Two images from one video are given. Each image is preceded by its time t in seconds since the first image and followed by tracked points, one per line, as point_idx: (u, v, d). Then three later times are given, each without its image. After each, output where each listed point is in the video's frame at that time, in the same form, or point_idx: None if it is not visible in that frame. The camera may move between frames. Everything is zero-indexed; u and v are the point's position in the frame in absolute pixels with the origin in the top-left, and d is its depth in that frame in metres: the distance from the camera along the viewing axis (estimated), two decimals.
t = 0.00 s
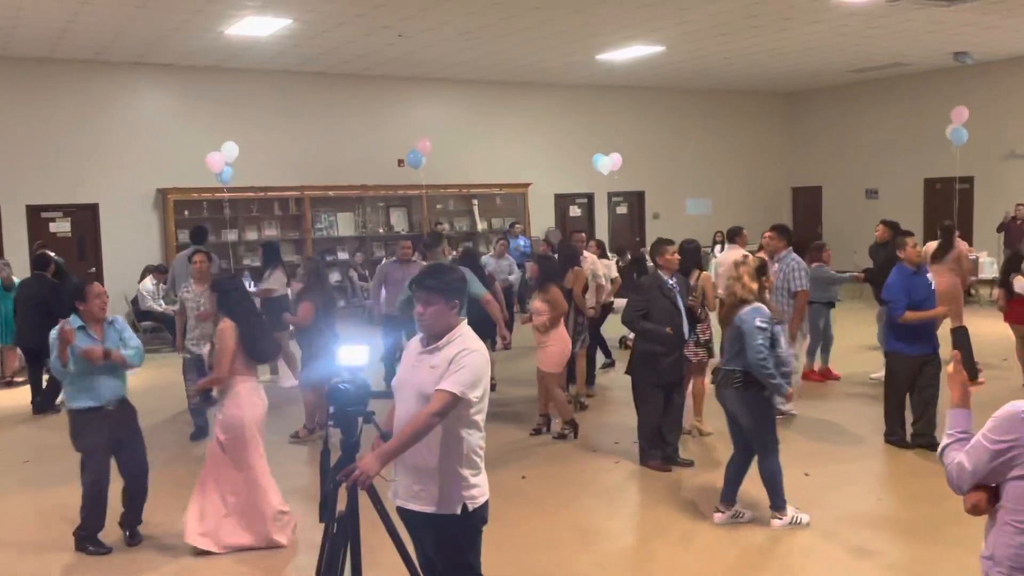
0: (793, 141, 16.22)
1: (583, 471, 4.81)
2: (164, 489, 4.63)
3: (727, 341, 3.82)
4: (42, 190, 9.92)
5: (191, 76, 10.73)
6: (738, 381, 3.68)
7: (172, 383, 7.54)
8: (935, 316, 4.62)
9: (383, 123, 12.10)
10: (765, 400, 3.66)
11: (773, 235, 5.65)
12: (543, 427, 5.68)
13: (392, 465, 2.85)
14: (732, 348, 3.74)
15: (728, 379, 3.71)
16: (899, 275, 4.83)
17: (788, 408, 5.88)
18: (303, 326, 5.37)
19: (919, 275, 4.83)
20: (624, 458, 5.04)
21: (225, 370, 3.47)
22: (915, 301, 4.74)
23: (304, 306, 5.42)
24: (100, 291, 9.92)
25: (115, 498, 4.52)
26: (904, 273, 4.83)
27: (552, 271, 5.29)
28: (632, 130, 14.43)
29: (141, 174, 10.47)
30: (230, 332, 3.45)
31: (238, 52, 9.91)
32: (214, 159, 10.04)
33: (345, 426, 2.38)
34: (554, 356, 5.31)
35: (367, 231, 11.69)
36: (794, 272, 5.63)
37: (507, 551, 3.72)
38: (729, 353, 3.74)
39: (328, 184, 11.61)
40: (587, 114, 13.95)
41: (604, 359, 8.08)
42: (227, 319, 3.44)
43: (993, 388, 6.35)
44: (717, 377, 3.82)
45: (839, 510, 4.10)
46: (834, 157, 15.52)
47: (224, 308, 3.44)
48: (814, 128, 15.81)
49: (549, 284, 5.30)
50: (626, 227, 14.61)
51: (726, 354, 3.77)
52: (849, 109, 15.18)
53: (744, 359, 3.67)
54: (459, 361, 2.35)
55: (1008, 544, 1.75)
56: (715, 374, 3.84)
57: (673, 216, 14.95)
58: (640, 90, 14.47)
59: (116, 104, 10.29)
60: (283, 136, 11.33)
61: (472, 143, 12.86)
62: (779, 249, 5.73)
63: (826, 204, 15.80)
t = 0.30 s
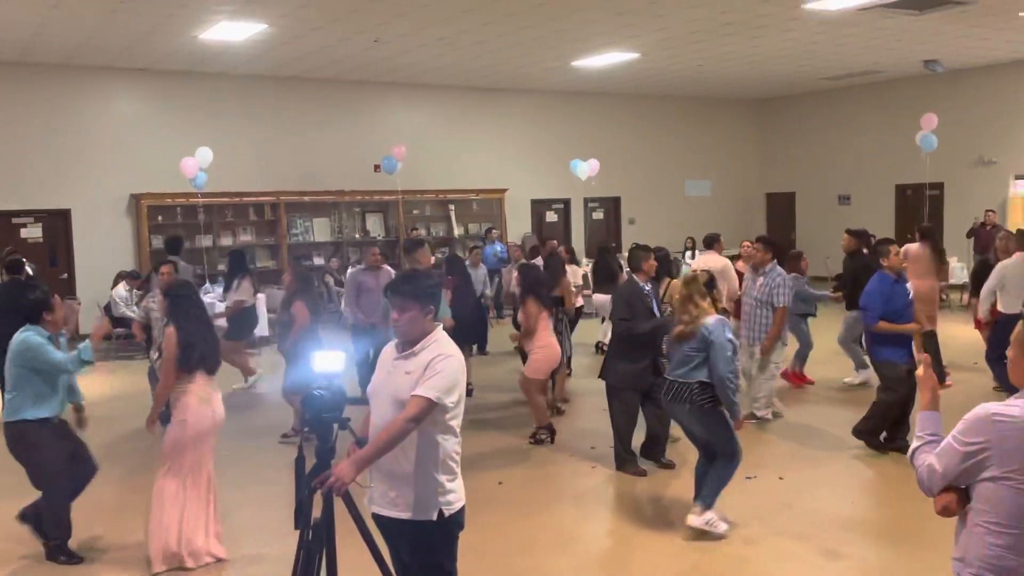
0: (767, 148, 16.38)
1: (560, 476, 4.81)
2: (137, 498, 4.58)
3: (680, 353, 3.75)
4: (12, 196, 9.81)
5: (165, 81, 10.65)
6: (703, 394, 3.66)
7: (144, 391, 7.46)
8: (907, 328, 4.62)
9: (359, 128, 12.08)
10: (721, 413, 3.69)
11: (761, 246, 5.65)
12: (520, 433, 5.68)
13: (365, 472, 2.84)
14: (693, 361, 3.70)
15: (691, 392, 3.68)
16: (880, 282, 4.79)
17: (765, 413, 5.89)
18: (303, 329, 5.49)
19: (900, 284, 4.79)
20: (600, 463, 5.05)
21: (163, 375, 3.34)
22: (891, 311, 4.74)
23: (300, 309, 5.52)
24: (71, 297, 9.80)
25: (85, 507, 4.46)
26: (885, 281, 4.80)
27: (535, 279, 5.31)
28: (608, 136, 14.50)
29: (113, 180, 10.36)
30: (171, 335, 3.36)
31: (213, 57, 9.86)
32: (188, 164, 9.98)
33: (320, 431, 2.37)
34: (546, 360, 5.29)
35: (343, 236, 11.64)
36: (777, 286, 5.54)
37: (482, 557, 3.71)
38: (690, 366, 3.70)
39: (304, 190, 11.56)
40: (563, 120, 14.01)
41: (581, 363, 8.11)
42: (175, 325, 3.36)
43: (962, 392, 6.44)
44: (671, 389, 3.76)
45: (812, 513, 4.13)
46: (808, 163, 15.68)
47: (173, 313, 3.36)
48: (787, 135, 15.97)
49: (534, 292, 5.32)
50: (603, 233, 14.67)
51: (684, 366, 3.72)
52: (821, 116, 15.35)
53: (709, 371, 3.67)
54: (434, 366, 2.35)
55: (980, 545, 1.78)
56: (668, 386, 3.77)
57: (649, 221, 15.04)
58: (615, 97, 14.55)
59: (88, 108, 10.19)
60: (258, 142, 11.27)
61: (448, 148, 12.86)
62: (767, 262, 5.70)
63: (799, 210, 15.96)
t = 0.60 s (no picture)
0: (740, 154, 16.52)
1: (536, 483, 4.81)
2: (109, 509, 4.54)
3: (650, 359, 3.61)
4: None
5: (136, 87, 10.56)
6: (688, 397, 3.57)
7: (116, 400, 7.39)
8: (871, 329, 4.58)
9: (334, 135, 12.04)
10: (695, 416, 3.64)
11: (740, 249, 5.69)
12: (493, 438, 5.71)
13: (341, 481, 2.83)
14: (668, 366, 3.59)
15: (674, 396, 3.57)
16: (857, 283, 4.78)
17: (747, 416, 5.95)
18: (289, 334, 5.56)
19: (875, 288, 4.77)
20: (576, 469, 5.06)
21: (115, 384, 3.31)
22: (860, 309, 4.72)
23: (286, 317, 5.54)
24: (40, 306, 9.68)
25: (54, 519, 4.40)
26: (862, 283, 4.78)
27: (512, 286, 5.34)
28: (582, 143, 14.56)
29: (83, 187, 10.25)
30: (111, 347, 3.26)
31: (184, 63, 9.79)
32: (159, 170, 9.90)
33: (294, 440, 2.36)
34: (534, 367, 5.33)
35: (317, 243, 11.59)
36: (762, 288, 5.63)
37: (458, 565, 3.70)
38: (668, 371, 3.58)
39: (277, 196, 11.49)
40: (538, 127, 14.04)
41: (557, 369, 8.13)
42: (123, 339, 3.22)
43: (931, 396, 6.53)
44: (650, 398, 3.58)
45: (785, 517, 4.16)
46: (780, 170, 15.83)
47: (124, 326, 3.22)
48: (760, 142, 16.12)
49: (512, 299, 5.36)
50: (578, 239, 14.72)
51: (659, 371, 3.59)
52: (793, 123, 15.50)
53: (687, 374, 3.59)
54: (408, 374, 2.35)
55: (952, 547, 1.80)
56: (645, 396, 3.58)
57: (623, 227, 15.13)
58: (590, 104, 14.62)
59: (58, 114, 10.08)
60: (230, 149, 11.19)
61: (423, 155, 12.85)
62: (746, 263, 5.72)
63: (772, 216, 16.10)
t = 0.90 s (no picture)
0: (715, 160, 16.63)
1: (512, 489, 4.80)
2: (78, 518, 4.47)
3: (618, 365, 3.53)
4: None
5: (108, 90, 10.44)
6: (651, 405, 3.55)
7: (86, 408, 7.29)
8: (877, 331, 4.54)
9: (309, 139, 11.98)
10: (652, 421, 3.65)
11: (721, 251, 5.72)
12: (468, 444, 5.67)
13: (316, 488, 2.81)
14: (636, 373, 3.54)
15: (640, 403, 3.53)
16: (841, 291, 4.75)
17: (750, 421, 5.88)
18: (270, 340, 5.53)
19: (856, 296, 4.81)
20: (552, 474, 5.05)
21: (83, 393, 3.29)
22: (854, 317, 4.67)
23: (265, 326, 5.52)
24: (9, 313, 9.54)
25: (21, 529, 4.32)
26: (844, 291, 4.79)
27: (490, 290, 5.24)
28: (558, 148, 14.59)
29: (53, 192, 10.12)
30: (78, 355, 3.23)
31: (156, 67, 9.71)
32: (131, 175, 9.81)
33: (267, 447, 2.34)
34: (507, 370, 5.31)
35: (292, 248, 11.53)
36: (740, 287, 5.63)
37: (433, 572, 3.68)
38: (634, 377, 3.53)
39: (251, 201, 11.41)
40: (514, 132, 14.06)
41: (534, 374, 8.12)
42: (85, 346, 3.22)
43: (903, 399, 6.60)
44: (618, 404, 3.50)
45: (761, 520, 4.18)
46: (755, 175, 15.96)
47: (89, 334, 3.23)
48: (734, 147, 16.24)
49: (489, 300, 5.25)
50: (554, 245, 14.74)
51: (626, 377, 3.53)
52: (767, 129, 15.62)
53: (650, 382, 3.56)
54: (383, 379, 2.33)
55: (927, 549, 1.81)
56: (612, 401, 3.50)
57: (599, 232, 15.17)
58: (566, 109, 14.66)
59: (27, 118, 9.95)
60: (204, 153, 11.10)
61: (399, 160, 12.81)
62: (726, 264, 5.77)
63: (747, 221, 16.22)
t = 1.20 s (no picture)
0: (693, 161, 16.75)
1: (493, 491, 4.80)
2: (51, 523, 4.41)
3: (586, 378, 3.52)
4: None
5: (83, 90, 10.33)
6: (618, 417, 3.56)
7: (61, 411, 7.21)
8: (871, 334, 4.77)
9: (287, 140, 11.92)
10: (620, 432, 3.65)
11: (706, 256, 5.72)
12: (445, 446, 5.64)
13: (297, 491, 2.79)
14: (603, 385, 3.53)
15: (608, 415, 3.53)
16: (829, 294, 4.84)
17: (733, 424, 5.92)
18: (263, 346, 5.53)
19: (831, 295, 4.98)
20: (533, 476, 5.06)
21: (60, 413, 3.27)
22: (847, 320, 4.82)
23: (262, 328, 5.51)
24: None
25: None
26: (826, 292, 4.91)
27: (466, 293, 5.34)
28: (537, 150, 14.62)
29: (27, 193, 10.00)
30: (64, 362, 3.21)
31: (132, 67, 9.63)
32: (107, 176, 9.73)
33: (245, 451, 2.33)
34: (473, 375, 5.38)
35: (269, 250, 11.47)
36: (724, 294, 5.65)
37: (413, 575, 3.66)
38: (603, 390, 3.52)
39: (229, 203, 11.35)
40: (494, 134, 14.08)
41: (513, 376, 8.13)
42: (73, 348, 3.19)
43: (879, 400, 6.66)
44: (585, 417, 3.49)
45: (739, 521, 4.21)
46: (732, 178, 16.08)
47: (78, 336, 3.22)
48: (712, 150, 16.35)
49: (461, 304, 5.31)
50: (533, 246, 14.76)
51: (595, 390, 3.51)
52: (744, 131, 15.73)
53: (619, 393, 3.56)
54: (363, 382, 2.32)
55: (904, 550, 1.82)
56: (580, 414, 3.49)
57: (578, 234, 15.21)
58: (545, 111, 14.70)
59: None
60: (181, 154, 11.02)
61: (378, 162, 12.79)
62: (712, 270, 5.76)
63: (724, 224, 16.34)
